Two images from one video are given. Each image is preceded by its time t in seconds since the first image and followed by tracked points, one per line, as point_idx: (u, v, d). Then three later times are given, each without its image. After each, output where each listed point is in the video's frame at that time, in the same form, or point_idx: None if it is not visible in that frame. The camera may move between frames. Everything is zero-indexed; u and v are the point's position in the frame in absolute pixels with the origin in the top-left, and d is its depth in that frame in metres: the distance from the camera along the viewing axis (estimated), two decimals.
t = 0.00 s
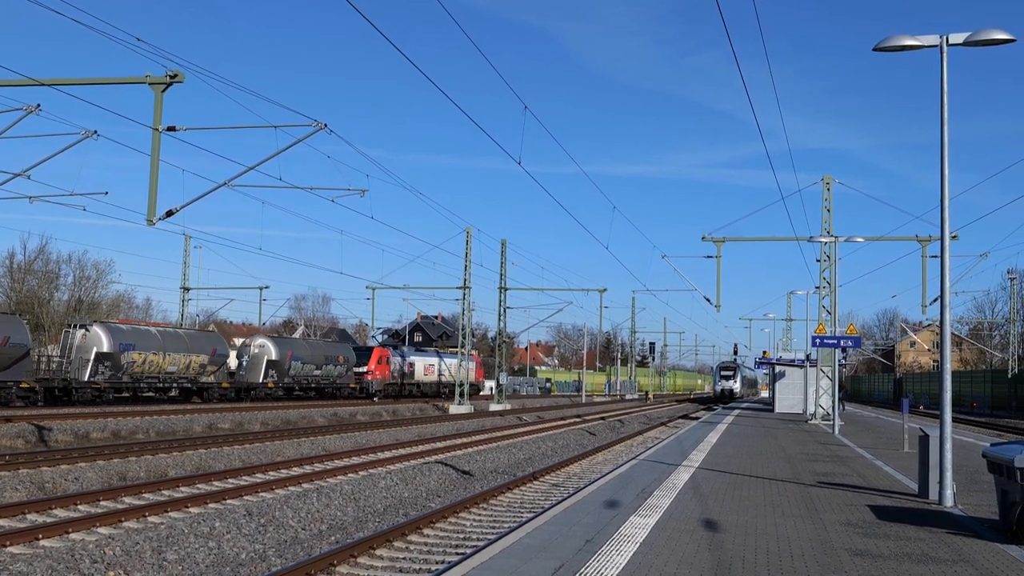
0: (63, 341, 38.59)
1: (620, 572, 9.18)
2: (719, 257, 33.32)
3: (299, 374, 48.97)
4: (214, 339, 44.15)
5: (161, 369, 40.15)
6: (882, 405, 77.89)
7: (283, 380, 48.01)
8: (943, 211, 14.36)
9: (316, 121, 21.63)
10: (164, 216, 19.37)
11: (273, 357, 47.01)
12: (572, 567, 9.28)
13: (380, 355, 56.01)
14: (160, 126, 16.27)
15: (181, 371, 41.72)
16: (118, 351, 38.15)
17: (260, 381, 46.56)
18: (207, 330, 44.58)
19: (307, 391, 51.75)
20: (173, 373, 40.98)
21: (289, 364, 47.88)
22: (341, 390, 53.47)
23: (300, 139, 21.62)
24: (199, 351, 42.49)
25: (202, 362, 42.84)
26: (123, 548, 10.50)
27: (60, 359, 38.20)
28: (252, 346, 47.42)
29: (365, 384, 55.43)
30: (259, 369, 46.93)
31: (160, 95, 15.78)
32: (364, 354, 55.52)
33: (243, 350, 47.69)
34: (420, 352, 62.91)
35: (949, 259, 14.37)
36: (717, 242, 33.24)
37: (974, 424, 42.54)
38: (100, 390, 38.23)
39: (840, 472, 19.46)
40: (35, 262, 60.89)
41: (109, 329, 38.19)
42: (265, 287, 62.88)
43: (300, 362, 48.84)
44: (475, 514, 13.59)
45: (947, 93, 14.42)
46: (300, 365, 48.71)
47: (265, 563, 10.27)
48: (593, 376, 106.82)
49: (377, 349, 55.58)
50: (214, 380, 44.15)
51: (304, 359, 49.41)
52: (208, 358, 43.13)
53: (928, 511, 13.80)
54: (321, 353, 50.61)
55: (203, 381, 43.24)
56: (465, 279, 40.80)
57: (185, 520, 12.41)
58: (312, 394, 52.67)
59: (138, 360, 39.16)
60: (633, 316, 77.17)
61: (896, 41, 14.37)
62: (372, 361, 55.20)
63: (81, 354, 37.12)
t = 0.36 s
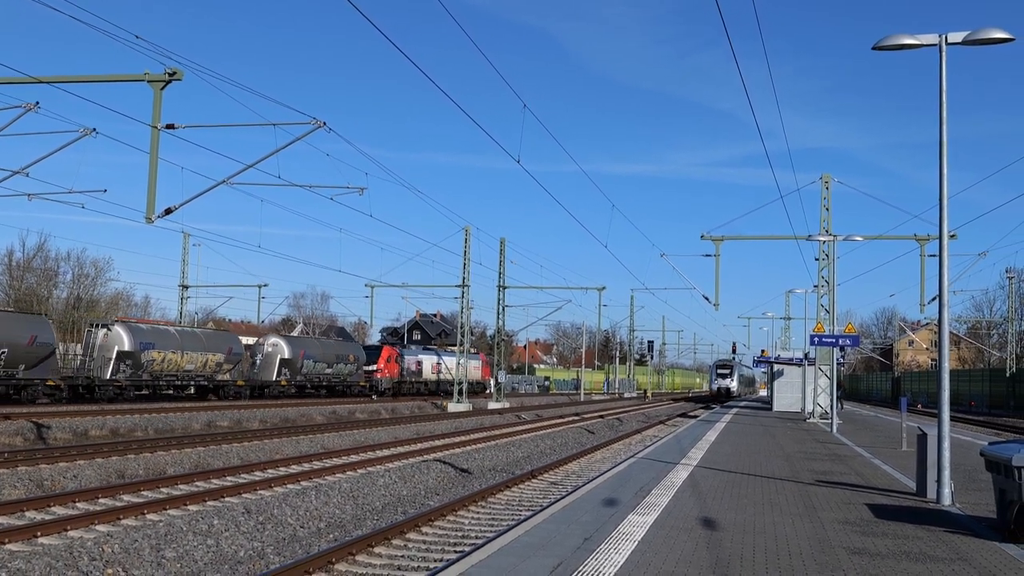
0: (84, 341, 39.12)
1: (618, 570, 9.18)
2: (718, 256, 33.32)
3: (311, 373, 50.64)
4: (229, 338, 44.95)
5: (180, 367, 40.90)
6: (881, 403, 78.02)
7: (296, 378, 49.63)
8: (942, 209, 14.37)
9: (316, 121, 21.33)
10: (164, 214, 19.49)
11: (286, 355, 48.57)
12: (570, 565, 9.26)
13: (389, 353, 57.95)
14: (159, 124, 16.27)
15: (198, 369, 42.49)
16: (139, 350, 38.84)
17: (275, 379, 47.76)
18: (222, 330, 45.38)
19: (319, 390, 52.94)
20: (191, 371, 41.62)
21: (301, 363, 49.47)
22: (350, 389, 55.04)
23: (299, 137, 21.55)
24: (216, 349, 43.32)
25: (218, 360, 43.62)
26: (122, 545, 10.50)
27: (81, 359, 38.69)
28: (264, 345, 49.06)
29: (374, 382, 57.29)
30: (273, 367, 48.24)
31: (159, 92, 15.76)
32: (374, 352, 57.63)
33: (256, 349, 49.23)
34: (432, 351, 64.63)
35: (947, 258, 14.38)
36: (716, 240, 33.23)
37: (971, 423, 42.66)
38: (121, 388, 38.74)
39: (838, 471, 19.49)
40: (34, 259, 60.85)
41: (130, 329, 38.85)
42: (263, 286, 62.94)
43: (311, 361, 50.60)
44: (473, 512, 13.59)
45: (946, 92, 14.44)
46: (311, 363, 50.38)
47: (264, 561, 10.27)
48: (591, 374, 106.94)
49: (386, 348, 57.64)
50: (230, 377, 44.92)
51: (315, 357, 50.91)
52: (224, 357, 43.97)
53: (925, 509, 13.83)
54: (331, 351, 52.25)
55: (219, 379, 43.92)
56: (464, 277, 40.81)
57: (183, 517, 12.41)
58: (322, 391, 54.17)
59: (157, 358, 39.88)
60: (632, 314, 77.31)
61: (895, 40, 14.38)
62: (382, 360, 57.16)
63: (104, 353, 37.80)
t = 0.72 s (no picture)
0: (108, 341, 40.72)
1: (618, 570, 9.15)
2: (718, 255, 33.29)
3: (326, 371, 51.59)
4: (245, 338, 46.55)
5: (199, 366, 42.39)
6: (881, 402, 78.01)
7: (310, 377, 50.79)
8: (942, 208, 14.37)
9: (317, 120, 21.05)
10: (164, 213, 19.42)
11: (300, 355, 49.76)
12: (570, 564, 9.25)
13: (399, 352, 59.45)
14: (160, 123, 16.28)
15: (216, 369, 43.99)
16: (160, 349, 40.35)
17: (289, 378, 48.91)
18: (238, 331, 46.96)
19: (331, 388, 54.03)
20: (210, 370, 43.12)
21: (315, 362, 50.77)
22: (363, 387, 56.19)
23: (300, 135, 20.93)
24: (231, 348, 44.91)
25: (234, 360, 45.15)
26: (122, 543, 10.50)
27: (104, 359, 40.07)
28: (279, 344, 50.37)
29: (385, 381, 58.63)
30: (287, 366, 49.56)
31: (160, 91, 15.78)
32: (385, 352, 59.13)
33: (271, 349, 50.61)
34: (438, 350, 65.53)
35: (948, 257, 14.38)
36: (717, 239, 33.18)
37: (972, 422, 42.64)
38: (144, 386, 40.21)
39: (838, 469, 19.51)
40: (34, 257, 60.88)
41: (151, 329, 40.31)
42: (263, 284, 62.99)
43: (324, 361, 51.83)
44: (472, 511, 13.59)
45: (946, 91, 14.43)
46: (325, 363, 51.49)
47: (264, 560, 10.28)
48: (591, 373, 106.98)
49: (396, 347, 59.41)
50: (246, 377, 46.48)
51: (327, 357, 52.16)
52: (240, 356, 45.62)
53: (926, 508, 13.82)
54: (344, 351, 53.44)
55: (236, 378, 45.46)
56: (465, 276, 40.80)
57: (184, 516, 12.41)
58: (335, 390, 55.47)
59: (177, 358, 41.40)
60: (631, 313, 77.33)
61: (896, 39, 14.37)
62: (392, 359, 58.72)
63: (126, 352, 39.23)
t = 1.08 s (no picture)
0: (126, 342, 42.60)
1: (615, 570, 9.14)
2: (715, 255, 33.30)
3: (335, 372, 53.19)
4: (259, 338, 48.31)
5: (213, 366, 44.12)
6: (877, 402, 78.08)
7: (321, 377, 52.25)
8: (939, 208, 14.38)
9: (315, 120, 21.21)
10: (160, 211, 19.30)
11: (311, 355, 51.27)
12: (567, 564, 9.25)
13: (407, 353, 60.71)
14: (157, 122, 16.26)
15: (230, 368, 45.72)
16: (176, 349, 42.09)
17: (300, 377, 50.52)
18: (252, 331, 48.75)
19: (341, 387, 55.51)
20: (224, 370, 44.81)
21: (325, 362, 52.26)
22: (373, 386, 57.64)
23: (297, 134, 20.94)
24: (245, 349, 46.67)
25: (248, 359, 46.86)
26: (118, 543, 10.48)
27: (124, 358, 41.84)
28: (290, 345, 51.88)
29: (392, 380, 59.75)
30: (297, 366, 51.01)
31: (157, 90, 15.76)
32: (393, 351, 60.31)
33: (282, 349, 52.09)
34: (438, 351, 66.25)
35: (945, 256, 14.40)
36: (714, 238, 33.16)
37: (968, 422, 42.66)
38: (161, 385, 41.94)
39: (835, 469, 19.56)
40: (31, 257, 60.87)
41: (168, 330, 42.04)
42: (261, 283, 63.06)
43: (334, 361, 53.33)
44: (469, 510, 13.58)
45: (943, 92, 14.45)
46: (334, 362, 53.17)
47: (261, 559, 10.27)
48: (588, 372, 107.18)
49: (403, 347, 60.53)
50: (258, 376, 48.28)
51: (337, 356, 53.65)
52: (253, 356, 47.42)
53: (924, 508, 13.81)
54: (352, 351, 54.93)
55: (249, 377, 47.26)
56: (462, 276, 40.78)
57: (180, 516, 12.38)
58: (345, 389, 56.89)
59: (193, 358, 43.13)
60: (629, 313, 77.36)
61: (892, 39, 14.38)
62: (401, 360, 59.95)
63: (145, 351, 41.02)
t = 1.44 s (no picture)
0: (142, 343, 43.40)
1: (611, 570, 9.15)
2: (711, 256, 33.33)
3: (343, 373, 53.92)
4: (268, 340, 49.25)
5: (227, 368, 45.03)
6: (873, 402, 78.22)
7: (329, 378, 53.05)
8: (935, 209, 14.40)
9: (309, 120, 21.33)
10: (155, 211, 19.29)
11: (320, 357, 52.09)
12: (563, 565, 9.26)
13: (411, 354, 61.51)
14: (153, 123, 16.23)
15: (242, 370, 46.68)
16: (191, 351, 42.99)
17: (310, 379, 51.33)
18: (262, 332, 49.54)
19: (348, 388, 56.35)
20: (237, 371, 45.78)
21: (333, 364, 53.00)
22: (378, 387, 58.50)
23: (293, 135, 21.55)
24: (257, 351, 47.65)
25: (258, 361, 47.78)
26: (114, 544, 10.47)
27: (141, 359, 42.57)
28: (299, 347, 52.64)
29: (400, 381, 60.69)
30: (307, 367, 51.84)
31: (152, 90, 15.73)
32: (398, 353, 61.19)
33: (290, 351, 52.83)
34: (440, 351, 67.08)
35: (940, 257, 14.42)
36: (710, 239, 33.24)
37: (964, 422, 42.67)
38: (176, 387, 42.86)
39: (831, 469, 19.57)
40: (26, 257, 60.74)
41: (184, 333, 42.87)
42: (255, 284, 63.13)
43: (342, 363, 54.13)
44: (466, 511, 13.58)
45: (939, 92, 14.47)
46: (343, 364, 53.78)
47: (256, 561, 10.25)
48: (584, 373, 107.14)
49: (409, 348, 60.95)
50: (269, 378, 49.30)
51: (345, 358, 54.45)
52: (265, 357, 48.42)
53: (920, 509, 13.83)
54: (360, 352, 55.74)
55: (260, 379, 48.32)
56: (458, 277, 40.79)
57: (176, 517, 12.37)
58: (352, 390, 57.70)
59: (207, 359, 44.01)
60: (625, 313, 77.42)
61: (888, 40, 14.41)
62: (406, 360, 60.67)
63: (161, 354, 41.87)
